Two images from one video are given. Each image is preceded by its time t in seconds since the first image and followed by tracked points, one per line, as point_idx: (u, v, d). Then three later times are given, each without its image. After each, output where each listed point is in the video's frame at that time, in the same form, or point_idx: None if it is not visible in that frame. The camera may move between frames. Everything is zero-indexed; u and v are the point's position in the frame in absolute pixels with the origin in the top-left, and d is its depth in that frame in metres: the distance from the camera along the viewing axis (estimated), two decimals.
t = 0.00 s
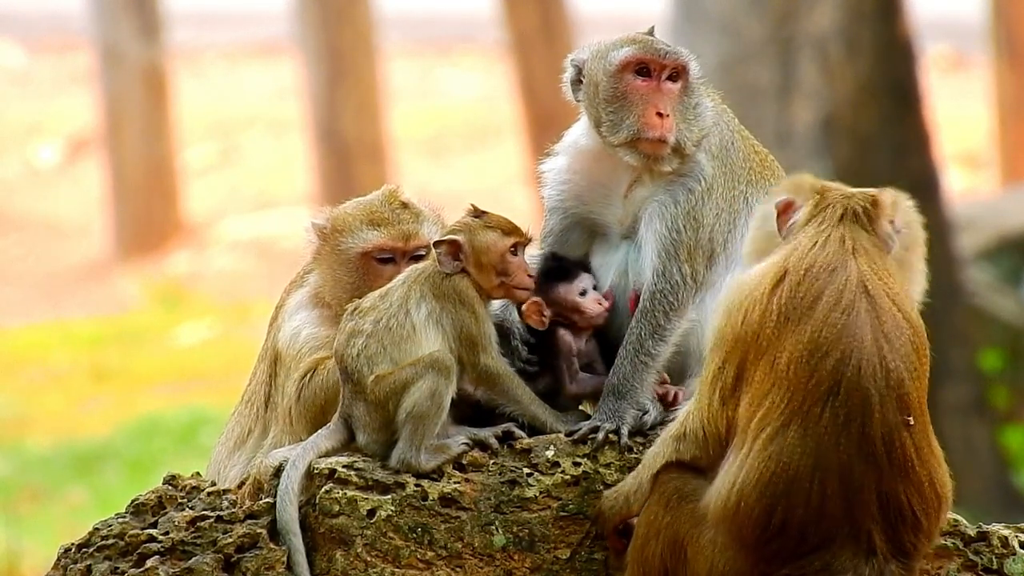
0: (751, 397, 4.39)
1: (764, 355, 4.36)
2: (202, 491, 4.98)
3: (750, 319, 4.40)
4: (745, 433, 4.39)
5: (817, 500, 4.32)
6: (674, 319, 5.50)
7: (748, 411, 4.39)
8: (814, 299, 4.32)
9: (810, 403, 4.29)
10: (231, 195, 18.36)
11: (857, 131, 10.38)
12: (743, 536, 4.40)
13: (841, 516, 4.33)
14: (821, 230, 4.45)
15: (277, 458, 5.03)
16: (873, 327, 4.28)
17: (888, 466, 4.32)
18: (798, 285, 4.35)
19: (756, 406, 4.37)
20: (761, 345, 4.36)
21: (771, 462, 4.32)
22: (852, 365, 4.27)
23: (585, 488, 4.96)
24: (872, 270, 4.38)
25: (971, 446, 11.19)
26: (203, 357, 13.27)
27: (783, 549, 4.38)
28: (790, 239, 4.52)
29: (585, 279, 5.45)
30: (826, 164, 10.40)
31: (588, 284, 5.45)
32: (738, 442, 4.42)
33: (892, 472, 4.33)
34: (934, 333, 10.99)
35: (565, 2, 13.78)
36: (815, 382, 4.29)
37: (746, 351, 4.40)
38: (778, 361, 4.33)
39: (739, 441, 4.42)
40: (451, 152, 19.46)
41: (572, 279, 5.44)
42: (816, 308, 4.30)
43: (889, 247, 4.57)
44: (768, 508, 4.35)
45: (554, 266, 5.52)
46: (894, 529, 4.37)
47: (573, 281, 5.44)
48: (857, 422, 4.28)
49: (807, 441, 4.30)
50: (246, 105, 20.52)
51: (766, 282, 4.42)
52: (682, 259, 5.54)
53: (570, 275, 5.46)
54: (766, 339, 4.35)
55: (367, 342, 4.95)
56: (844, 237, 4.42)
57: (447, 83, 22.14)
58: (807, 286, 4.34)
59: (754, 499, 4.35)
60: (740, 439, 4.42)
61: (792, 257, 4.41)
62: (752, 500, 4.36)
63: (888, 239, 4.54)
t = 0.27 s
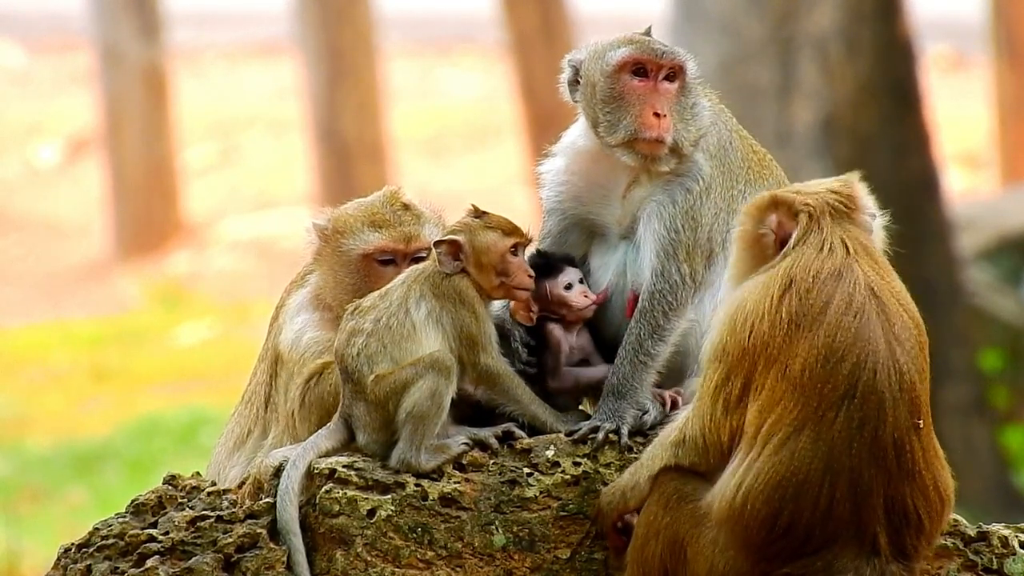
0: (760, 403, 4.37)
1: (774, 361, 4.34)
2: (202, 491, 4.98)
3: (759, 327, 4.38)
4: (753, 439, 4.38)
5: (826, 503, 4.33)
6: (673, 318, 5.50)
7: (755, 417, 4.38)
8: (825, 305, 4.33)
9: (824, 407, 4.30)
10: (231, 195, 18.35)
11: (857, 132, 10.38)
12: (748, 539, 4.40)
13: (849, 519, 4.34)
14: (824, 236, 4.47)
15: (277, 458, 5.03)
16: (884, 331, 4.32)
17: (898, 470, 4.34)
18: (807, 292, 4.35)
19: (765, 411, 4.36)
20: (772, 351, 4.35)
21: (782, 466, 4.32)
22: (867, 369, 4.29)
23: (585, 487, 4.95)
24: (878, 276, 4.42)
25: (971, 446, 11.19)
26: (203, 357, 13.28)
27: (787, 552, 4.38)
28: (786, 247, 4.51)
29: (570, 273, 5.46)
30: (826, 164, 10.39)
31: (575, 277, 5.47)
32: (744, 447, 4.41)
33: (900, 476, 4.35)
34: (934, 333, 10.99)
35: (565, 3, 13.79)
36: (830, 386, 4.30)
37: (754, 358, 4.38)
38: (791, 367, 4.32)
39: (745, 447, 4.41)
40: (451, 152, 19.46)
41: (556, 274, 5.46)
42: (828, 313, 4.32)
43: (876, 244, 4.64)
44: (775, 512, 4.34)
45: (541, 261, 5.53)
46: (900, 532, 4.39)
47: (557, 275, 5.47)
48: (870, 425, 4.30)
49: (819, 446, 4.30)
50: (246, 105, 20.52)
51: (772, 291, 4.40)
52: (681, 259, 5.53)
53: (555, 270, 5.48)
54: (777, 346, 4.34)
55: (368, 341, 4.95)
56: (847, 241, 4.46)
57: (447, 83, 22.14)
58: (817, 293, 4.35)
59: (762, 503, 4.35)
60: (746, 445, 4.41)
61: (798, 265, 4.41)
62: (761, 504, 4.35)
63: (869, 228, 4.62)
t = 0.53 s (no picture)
0: (765, 409, 4.37)
1: (781, 368, 4.34)
2: (202, 492, 4.98)
3: (764, 334, 4.37)
4: (757, 444, 4.37)
5: (831, 508, 4.33)
6: (673, 318, 5.49)
7: (760, 422, 4.37)
8: (832, 311, 4.32)
9: (833, 413, 4.30)
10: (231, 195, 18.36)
11: (857, 131, 10.38)
12: (751, 541, 4.40)
13: (853, 523, 4.34)
14: (828, 240, 4.47)
15: (277, 458, 5.02)
16: (892, 337, 4.32)
17: (903, 474, 4.35)
18: (814, 299, 4.35)
19: (771, 416, 4.35)
20: (778, 358, 4.34)
21: (788, 471, 4.31)
22: (876, 375, 4.29)
23: (585, 488, 4.95)
24: (882, 280, 4.42)
25: (971, 446, 11.19)
26: (203, 357, 13.28)
27: (790, 554, 4.38)
28: (788, 251, 4.51)
29: (570, 270, 5.49)
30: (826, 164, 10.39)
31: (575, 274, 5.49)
32: (748, 452, 4.40)
33: (905, 480, 4.36)
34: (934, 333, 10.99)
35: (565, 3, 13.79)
36: (839, 392, 4.30)
37: (759, 364, 4.37)
38: (798, 373, 4.31)
39: (749, 451, 4.40)
40: (451, 152, 19.46)
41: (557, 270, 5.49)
42: (835, 319, 4.31)
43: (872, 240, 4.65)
44: (780, 516, 4.34)
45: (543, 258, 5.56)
46: (902, 535, 4.41)
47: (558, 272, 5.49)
48: (878, 431, 4.30)
49: (826, 451, 4.30)
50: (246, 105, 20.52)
51: (776, 298, 4.39)
52: (681, 259, 5.53)
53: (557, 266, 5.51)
54: (784, 353, 4.33)
55: (367, 341, 4.94)
56: (849, 244, 4.46)
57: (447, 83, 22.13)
58: (823, 299, 4.34)
59: (767, 507, 4.34)
60: (750, 450, 4.40)
61: (802, 272, 4.41)
62: (766, 509, 4.35)
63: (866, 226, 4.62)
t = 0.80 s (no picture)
0: (766, 410, 4.37)
1: (783, 369, 4.33)
2: (202, 492, 4.98)
3: (765, 336, 4.36)
4: (759, 446, 4.37)
5: (833, 508, 4.33)
6: (672, 317, 5.47)
7: (761, 423, 4.37)
8: (833, 313, 4.32)
9: (835, 414, 4.30)
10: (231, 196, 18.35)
11: (858, 131, 10.38)
12: (752, 541, 4.40)
13: (854, 524, 4.35)
14: (827, 240, 4.46)
15: (277, 458, 5.02)
16: (893, 338, 4.32)
17: (905, 475, 4.36)
18: (815, 300, 4.34)
19: (772, 418, 4.35)
20: (780, 360, 4.34)
21: (790, 473, 4.32)
22: (878, 376, 4.29)
23: (586, 488, 4.95)
24: (882, 280, 4.42)
25: (971, 446, 11.19)
26: (203, 357, 13.28)
27: (792, 555, 4.38)
28: (787, 251, 4.50)
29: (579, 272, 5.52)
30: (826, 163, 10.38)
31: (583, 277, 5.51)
32: (750, 453, 4.40)
33: (906, 481, 4.37)
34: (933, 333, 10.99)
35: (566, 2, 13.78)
36: (841, 394, 4.29)
37: (761, 366, 4.37)
38: (800, 375, 4.31)
39: (751, 452, 4.40)
40: (451, 152, 19.45)
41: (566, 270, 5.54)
42: (837, 321, 4.31)
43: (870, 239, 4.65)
44: (781, 516, 4.34)
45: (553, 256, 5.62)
46: (902, 535, 4.42)
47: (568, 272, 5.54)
48: (881, 432, 4.31)
49: (828, 452, 4.30)
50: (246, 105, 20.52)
51: (777, 299, 4.38)
52: (681, 259, 5.53)
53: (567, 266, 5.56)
54: (786, 354, 4.33)
55: (368, 342, 4.94)
56: (850, 245, 4.46)
57: (447, 83, 22.13)
58: (824, 300, 4.34)
59: (768, 508, 4.34)
60: (751, 451, 4.40)
61: (802, 273, 4.40)
62: (767, 510, 4.35)
63: (864, 225, 4.62)
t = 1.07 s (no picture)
0: (767, 410, 4.37)
1: (784, 370, 4.33)
2: (202, 492, 4.98)
3: (766, 336, 4.36)
4: (760, 446, 4.37)
5: (834, 509, 4.33)
6: (670, 317, 5.47)
7: (762, 424, 4.37)
8: (834, 313, 4.32)
9: (836, 415, 4.30)
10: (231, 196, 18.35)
11: (858, 131, 10.38)
12: (753, 542, 4.40)
13: (855, 524, 4.35)
14: (829, 240, 4.46)
15: (278, 458, 5.02)
16: (894, 339, 4.32)
17: (906, 476, 4.36)
18: (816, 300, 4.34)
19: (774, 419, 4.35)
20: (781, 360, 4.34)
21: (792, 474, 4.32)
22: (879, 377, 4.29)
23: (585, 488, 4.95)
24: (883, 280, 4.43)
25: (971, 445, 11.19)
26: (203, 356, 13.28)
27: (793, 555, 4.38)
28: (787, 250, 4.50)
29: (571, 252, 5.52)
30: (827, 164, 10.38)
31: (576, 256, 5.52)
32: (750, 454, 4.40)
33: (907, 482, 4.37)
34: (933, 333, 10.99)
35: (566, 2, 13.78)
36: (843, 395, 4.30)
37: (762, 367, 4.37)
38: (801, 376, 4.31)
39: (752, 453, 4.40)
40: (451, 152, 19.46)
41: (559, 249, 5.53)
42: (838, 322, 4.31)
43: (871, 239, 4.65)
44: (782, 517, 4.35)
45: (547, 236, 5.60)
46: (903, 535, 4.42)
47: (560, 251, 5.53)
48: (882, 433, 4.31)
49: (829, 453, 4.31)
50: (246, 105, 20.52)
51: (779, 299, 4.38)
52: (678, 260, 5.54)
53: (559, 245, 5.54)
54: (787, 355, 4.33)
55: (368, 341, 4.94)
56: (851, 245, 4.46)
57: (447, 83, 22.13)
58: (825, 301, 4.34)
59: (769, 509, 4.35)
60: (752, 451, 4.40)
61: (803, 273, 4.40)
62: (768, 510, 4.35)
63: (865, 225, 4.62)
